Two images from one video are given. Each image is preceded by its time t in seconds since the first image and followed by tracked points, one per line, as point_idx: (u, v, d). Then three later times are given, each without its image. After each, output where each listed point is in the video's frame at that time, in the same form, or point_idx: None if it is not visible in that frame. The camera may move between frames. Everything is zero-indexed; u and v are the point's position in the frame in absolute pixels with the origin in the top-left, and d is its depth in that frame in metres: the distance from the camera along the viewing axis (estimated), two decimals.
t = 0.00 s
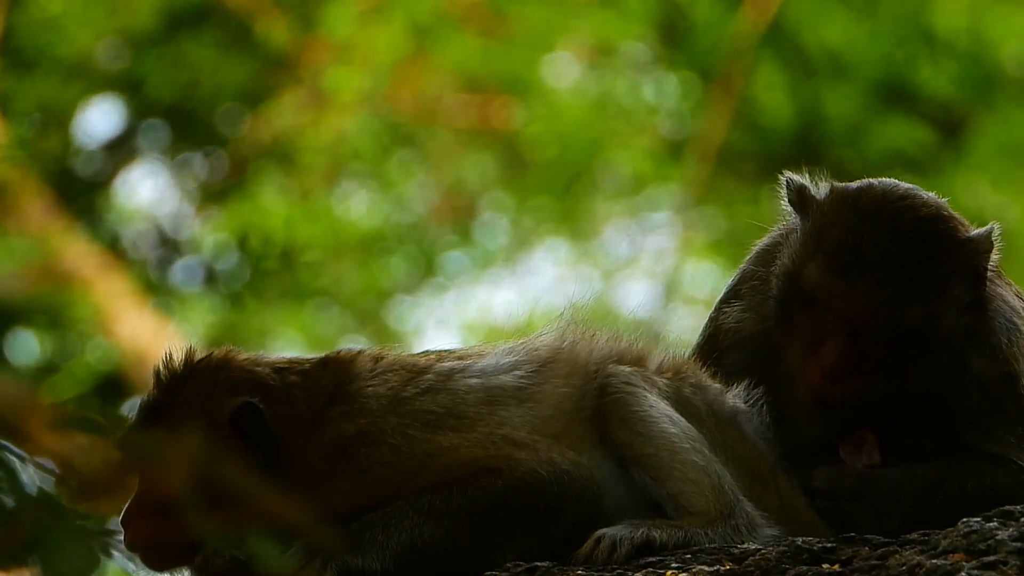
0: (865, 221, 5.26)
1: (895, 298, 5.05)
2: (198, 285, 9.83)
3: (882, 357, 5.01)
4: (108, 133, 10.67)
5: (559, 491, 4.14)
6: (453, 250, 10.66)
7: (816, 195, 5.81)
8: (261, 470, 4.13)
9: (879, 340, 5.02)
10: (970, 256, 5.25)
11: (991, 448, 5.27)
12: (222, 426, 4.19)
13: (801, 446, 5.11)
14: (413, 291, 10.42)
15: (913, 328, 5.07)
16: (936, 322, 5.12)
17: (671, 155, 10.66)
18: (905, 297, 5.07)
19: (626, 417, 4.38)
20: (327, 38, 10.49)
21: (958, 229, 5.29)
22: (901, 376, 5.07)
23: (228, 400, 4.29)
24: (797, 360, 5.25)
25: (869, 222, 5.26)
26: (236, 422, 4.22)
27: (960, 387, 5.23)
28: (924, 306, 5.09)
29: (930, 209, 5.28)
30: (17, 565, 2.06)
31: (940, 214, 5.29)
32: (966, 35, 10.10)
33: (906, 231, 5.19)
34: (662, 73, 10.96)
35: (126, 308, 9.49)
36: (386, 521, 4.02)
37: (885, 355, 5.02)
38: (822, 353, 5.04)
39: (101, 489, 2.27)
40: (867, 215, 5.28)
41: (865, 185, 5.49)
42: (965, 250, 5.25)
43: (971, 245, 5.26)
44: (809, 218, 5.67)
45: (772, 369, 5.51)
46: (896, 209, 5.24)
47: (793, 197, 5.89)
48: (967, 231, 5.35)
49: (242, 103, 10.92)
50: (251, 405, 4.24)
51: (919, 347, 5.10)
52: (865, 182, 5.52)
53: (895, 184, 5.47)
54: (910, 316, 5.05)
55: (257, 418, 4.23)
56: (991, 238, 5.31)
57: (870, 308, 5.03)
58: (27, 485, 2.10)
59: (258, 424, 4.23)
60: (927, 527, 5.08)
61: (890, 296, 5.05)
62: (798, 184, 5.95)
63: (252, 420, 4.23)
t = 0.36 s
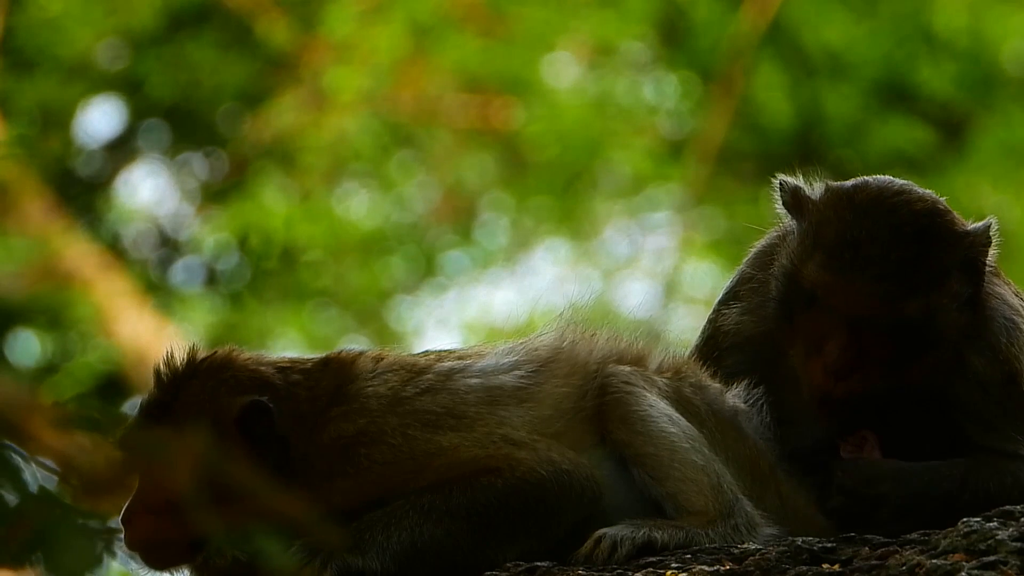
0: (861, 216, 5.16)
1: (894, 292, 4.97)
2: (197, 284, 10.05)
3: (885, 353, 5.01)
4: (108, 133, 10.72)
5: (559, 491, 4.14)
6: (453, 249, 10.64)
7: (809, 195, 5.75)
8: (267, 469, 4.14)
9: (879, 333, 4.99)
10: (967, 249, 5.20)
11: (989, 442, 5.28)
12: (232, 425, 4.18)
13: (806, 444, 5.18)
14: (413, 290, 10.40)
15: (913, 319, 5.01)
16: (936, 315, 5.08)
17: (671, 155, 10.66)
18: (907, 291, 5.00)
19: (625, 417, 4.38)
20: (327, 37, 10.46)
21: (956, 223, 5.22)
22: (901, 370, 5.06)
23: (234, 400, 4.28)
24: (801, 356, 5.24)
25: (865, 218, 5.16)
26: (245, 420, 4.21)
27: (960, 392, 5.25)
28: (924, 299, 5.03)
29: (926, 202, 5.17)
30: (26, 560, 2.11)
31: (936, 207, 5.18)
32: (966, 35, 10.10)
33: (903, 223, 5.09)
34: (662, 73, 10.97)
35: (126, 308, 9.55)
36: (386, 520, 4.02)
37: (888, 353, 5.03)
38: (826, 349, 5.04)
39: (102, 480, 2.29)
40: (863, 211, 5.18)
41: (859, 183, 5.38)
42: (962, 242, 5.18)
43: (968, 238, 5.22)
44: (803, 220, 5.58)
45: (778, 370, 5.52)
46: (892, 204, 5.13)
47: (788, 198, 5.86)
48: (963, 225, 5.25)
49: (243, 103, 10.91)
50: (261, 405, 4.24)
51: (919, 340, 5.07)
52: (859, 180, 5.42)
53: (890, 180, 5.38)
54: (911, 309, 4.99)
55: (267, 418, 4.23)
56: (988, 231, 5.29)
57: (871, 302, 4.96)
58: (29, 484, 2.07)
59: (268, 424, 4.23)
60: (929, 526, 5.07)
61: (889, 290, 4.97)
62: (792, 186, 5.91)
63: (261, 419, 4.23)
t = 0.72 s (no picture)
0: (859, 185, 5.22)
1: (911, 239, 5.05)
2: (198, 284, 10.09)
3: (909, 309, 5.00)
4: (109, 133, 10.77)
5: (559, 492, 4.13)
6: (453, 249, 10.63)
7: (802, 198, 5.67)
8: (268, 471, 4.13)
9: (903, 286, 5.01)
10: (968, 218, 5.25)
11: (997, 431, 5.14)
12: (235, 423, 4.17)
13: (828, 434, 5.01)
14: (413, 290, 10.40)
15: (931, 270, 5.04)
16: (950, 271, 5.09)
17: (672, 155, 10.65)
18: (921, 238, 5.07)
19: (621, 416, 4.38)
20: (327, 37, 10.46)
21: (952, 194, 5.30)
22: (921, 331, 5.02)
23: (237, 397, 4.27)
24: (823, 332, 5.17)
25: (866, 185, 5.21)
26: (248, 418, 4.21)
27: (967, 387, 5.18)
28: (938, 253, 5.06)
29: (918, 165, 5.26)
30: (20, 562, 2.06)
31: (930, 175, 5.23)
32: (966, 35, 10.10)
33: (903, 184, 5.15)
34: (662, 73, 10.95)
35: (127, 307, 9.52)
36: (386, 520, 4.02)
37: (911, 307, 5.01)
38: (850, 309, 5.02)
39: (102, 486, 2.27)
40: (861, 180, 5.23)
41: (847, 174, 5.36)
42: (962, 212, 5.24)
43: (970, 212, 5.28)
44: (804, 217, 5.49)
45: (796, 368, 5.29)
46: (887, 169, 5.20)
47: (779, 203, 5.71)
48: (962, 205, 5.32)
49: (243, 102, 10.88)
50: (265, 402, 4.23)
51: (936, 302, 5.04)
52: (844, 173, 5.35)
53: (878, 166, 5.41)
54: (931, 255, 5.03)
55: (271, 415, 4.22)
56: (986, 216, 5.37)
57: (892, 252, 5.01)
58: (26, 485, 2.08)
59: (271, 421, 4.22)
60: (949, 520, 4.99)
61: (906, 236, 5.05)
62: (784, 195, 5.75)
63: (264, 417, 4.22)
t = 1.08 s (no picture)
0: (862, 182, 5.14)
1: (909, 238, 4.97)
2: (198, 284, 10.14)
3: (908, 308, 4.96)
4: (109, 132, 10.81)
5: (559, 491, 4.13)
6: (453, 249, 10.64)
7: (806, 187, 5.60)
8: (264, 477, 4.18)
9: (900, 285, 4.95)
10: (973, 219, 5.22)
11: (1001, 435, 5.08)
12: (235, 425, 4.21)
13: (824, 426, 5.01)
14: (413, 290, 10.42)
15: (930, 267, 4.97)
16: (952, 268, 5.03)
17: (671, 154, 10.66)
18: (921, 238, 4.99)
19: (619, 415, 4.37)
20: (327, 37, 10.46)
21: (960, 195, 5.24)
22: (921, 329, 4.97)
23: (238, 396, 4.28)
24: (821, 327, 5.10)
25: (869, 181, 5.14)
26: (248, 418, 4.22)
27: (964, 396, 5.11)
28: (938, 249, 5.01)
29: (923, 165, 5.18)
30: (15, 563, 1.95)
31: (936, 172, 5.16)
32: (966, 35, 10.10)
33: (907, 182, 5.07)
34: (663, 73, 10.95)
35: (127, 308, 9.47)
36: (386, 520, 4.02)
37: (909, 307, 4.96)
38: (847, 307, 4.97)
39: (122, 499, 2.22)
40: (864, 176, 5.16)
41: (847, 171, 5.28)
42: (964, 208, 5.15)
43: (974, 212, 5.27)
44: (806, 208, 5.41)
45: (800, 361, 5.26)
46: (890, 168, 5.13)
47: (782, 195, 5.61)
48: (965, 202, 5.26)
49: (244, 102, 10.86)
50: (265, 402, 4.24)
51: (936, 297, 4.99)
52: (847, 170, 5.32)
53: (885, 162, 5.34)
54: (930, 255, 4.97)
55: (271, 414, 4.23)
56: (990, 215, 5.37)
57: (892, 251, 4.94)
58: (24, 488, 1.97)
59: (272, 421, 4.24)
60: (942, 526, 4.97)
61: (904, 234, 4.98)
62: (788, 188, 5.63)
63: (265, 417, 4.24)
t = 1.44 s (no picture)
0: (859, 193, 5.03)
1: (901, 263, 4.89)
2: (198, 284, 10.11)
3: (896, 327, 4.93)
4: (109, 133, 10.77)
5: (559, 491, 4.12)
6: (453, 249, 10.62)
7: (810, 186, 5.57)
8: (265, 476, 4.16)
9: (889, 307, 4.92)
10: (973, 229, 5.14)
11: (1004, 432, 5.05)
12: (235, 424, 4.21)
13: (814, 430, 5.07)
14: (413, 290, 10.41)
15: (920, 289, 4.93)
16: (945, 287, 5.00)
17: (672, 155, 10.66)
18: (913, 261, 4.91)
19: (618, 414, 4.37)
20: (327, 37, 10.46)
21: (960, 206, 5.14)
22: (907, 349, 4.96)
23: (238, 395, 4.28)
24: (810, 338, 5.10)
25: (865, 195, 5.03)
26: (248, 417, 4.23)
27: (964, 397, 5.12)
28: (929, 272, 4.95)
29: (926, 181, 5.07)
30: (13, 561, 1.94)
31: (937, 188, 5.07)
32: (966, 35, 10.10)
33: (904, 200, 4.97)
34: (663, 73, 10.96)
35: (127, 307, 9.48)
36: (386, 519, 4.02)
37: (898, 328, 4.94)
38: (835, 326, 4.94)
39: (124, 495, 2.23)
40: (862, 188, 5.04)
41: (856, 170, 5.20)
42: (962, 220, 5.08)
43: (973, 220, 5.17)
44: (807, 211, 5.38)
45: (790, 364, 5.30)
46: (891, 183, 5.01)
47: (789, 190, 5.65)
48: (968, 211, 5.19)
49: (244, 102, 10.85)
50: (264, 402, 4.24)
51: (927, 316, 4.97)
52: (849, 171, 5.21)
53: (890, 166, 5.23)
54: (920, 279, 4.91)
55: (271, 414, 4.24)
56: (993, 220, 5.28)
57: (881, 275, 4.87)
58: (23, 487, 1.97)
59: (272, 421, 4.24)
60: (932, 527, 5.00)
61: (895, 260, 4.89)
62: (795, 179, 5.69)
63: (265, 416, 4.24)
